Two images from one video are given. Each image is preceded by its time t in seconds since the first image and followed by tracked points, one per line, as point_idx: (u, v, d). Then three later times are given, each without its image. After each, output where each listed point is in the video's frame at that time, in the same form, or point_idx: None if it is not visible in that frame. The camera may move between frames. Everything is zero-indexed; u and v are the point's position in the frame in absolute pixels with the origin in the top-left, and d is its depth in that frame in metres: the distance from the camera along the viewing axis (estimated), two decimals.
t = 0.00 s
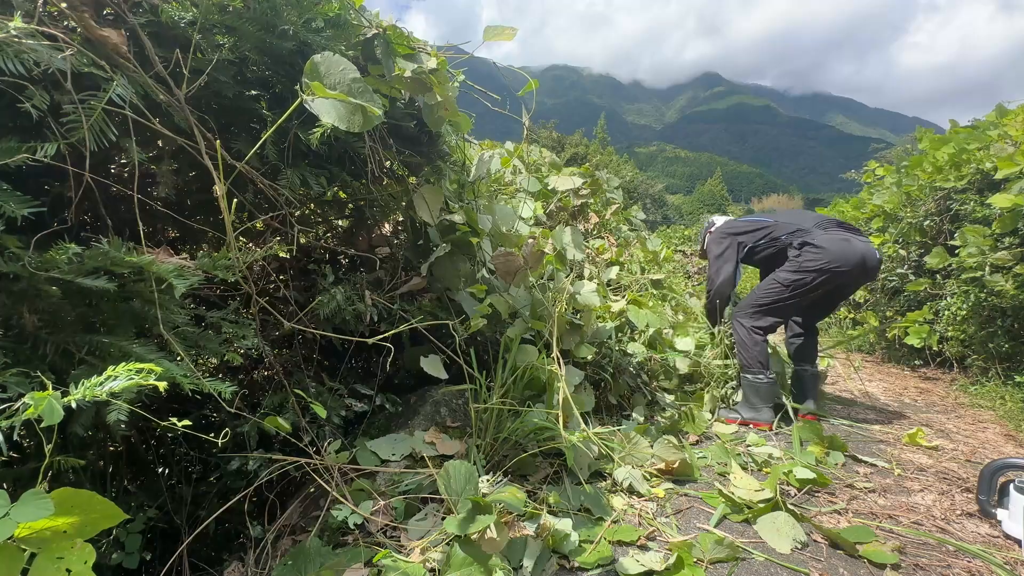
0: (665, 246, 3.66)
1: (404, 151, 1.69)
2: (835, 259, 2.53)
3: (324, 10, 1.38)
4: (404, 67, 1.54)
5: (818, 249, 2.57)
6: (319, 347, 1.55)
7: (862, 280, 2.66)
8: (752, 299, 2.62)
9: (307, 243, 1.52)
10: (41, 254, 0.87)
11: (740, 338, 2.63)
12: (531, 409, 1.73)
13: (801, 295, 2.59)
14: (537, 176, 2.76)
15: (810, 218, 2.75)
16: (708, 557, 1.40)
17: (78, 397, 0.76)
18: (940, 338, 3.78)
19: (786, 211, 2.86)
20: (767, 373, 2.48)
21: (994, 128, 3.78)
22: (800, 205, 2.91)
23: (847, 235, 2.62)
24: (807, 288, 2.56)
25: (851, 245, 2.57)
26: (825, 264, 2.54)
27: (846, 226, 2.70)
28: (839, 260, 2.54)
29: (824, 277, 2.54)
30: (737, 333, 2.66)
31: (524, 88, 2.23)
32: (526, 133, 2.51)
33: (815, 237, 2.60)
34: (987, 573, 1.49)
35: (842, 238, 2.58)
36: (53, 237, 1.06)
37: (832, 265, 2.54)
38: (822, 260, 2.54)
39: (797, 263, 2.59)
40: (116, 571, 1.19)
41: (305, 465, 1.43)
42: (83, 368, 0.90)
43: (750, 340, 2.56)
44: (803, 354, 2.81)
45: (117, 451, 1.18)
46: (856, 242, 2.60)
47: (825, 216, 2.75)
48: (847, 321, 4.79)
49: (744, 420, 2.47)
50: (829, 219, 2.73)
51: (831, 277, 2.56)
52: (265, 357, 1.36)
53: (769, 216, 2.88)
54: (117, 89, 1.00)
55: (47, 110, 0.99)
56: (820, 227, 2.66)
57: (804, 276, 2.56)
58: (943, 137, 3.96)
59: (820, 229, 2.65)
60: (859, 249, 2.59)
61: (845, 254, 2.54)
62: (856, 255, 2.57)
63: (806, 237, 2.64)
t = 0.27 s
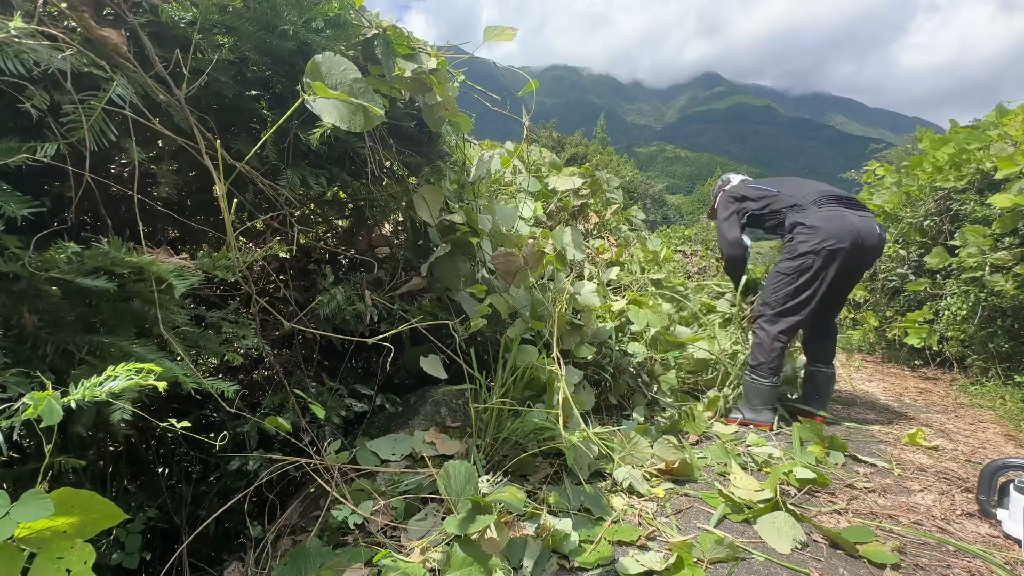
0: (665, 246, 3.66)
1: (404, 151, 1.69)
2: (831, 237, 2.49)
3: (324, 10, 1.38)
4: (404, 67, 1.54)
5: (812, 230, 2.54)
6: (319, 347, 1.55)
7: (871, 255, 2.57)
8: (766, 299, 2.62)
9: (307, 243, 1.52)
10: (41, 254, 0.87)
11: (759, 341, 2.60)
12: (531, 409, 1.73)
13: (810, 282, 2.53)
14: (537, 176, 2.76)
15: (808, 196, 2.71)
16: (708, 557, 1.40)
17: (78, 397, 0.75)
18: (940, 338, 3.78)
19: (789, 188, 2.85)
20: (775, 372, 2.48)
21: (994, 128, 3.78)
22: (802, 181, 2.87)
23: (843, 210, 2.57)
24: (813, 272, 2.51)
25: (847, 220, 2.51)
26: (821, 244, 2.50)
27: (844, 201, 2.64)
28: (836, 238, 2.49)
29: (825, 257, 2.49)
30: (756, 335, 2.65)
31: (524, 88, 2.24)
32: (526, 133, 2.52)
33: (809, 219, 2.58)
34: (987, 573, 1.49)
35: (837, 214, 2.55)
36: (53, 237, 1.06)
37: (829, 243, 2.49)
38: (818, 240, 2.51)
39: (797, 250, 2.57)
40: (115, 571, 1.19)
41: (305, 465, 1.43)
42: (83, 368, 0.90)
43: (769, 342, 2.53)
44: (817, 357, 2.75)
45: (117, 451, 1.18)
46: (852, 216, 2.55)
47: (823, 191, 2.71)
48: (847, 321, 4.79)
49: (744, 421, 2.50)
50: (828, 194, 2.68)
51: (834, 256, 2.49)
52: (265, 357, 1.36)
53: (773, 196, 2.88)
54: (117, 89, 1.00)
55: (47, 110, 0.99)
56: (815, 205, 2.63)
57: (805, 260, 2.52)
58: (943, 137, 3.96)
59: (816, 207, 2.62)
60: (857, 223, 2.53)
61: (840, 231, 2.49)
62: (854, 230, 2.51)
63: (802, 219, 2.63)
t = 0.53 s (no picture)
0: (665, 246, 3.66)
1: (404, 151, 1.69)
2: (824, 242, 2.46)
3: (324, 10, 1.38)
4: (404, 67, 1.54)
5: (806, 232, 2.51)
6: (319, 348, 1.55)
7: (868, 258, 2.53)
8: (762, 293, 2.64)
9: (307, 243, 1.52)
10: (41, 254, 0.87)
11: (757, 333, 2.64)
12: (531, 409, 1.73)
13: (802, 284, 2.53)
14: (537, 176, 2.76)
15: (812, 189, 2.61)
16: (708, 557, 1.40)
17: (78, 397, 0.75)
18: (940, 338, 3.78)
19: (799, 174, 2.70)
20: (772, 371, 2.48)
21: (994, 128, 3.78)
22: (814, 167, 2.72)
23: (843, 212, 2.51)
24: (805, 276, 2.51)
25: (844, 224, 2.47)
26: (814, 248, 2.48)
27: (848, 198, 2.55)
28: (829, 242, 2.46)
29: (817, 262, 2.48)
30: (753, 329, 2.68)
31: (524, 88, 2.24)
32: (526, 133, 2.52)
33: (804, 219, 2.53)
34: (987, 573, 1.49)
35: (834, 217, 2.49)
36: (53, 237, 1.06)
37: (822, 248, 2.47)
38: (810, 243, 2.49)
39: (790, 250, 2.55)
40: (115, 571, 1.19)
41: (306, 465, 1.43)
42: (83, 368, 0.90)
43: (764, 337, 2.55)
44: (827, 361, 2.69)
45: (117, 451, 1.18)
46: (851, 220, 2.49)
47: (829, 185, 2.61)
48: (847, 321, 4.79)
49: (745, 420, 2.50)
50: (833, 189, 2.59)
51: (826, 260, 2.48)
52: (265, 357, 1.36)
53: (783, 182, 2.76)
54: (117, 89, 1.00)
55: (46, 110, 0.99)
56: (814, 202, 2.56)
57: (797, 263, 2.51)
58: (943, 137, 3.96)
59: (816, 205, 2.55)
60: (854, 227, 2.48)
61: (834, 236, 2.46)
62: (850, 235, 2.47)
63: (798, 217, 2.58)
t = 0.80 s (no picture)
0: (665, 246, 3.66)
1: (404, 151, 1.69)
2: (800, 241, 2.52)
3: (324, 10, 1.38)
4: (404, 67, 1.54)
5: (786, 230, 2.57)
6: (319, 348, 1.55)
7: (850, 257, 2.54)
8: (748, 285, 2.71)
9: (307, 243, 1.52)
10: (40, 254, 0.87)
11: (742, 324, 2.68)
12: (531, 409, 1.73)
13: (782, 280, 2.59)
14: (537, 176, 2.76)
15: (799, 187, 2.63)
16: (708, 557, 1.40)
17: (78, 397, 0.75)
18: (940, 338, 3.78)
19: (794, 169, 2.71)
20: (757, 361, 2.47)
21: (994, 128, 3.78)
22: (811, 160, 2.70)
23: (825, 211, 2.53)
24: (783, 273, 2.57)
25: (823, 224, 2.50)
26: (790, 247, 2.54)
27: (835, 195, 2.55)
28: (805, 242, 2.52)
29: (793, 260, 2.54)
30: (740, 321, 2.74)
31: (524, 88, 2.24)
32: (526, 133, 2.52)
33: (784, 217, 2.59)
34: (987, 573, 1.49)
35: (813, 217, 2.52)
36: (53, 237, 1.06)
37: (799, 247, 2.53)
38: (786, 242, 2.55)
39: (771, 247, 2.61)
40: (115, 571, 1.19)
41: (306, 465, 1.43)
42: (83, 368, 0.90)
43: (745, 330, 2.60)
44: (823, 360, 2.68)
45: (117, 451, 1.18)
46: (831, 219, 2.51)
47: (819, 181, 2.60)
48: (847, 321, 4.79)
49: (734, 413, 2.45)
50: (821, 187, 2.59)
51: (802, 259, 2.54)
52: (265, 357, 1.36)
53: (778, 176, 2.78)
54: (117, 89, 1.00)
55: (46, 109, 0.99)
56: (797, 201, 2.60)
57: (776, 260, 2.58)
58: (943, 137, 3.97)
59: (799, 204, 2.58)
60: (833, 227, 2.50)
61: (811, 236, 2.50)
62: (828, 235, 2.50)
63: (780, 216, 2.62)
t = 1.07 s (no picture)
0: (665, 246, 3.66)
1: (404, 151, 1.69)
2: (780, 246, 2.51)
3: (324, 10, 1.38)
4: (404, 67, 1.54)
5: (765, 234, 2.55)
6: (318, 348, 1.55)
7: (824, 263, 2.56)
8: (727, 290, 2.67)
9: (307, 243, 1.52)
10: (40, 254, 0.87)
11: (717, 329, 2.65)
12: (531, 409, 1.73)
13: (761, 284, 2.55)
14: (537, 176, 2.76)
15: (779, 190, 2.61)
16: (708, 557, 1.40)
17: (78, 397, 0.75)
18: (940, 338, 3.78)
19: (774, 169, 2.68)
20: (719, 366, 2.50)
21: (994, 128, 3.78)
22: (791, 161, 2.68)
23: (802, 216, 2.53)
24: (763, 277, 2.53)
25: (801, 229, 2.50)
26: (771, 251, 2.52)
27: (811, 201, 2.57)
28: (784, 246, 2.50)
29: (773, 264, 2.51)
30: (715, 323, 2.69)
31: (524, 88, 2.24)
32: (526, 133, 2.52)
33: (764, 220, 2.56)
34: (987, 573, 1.49)
35: (794, 222, 2.51)
36: (53, 237, 1.06)
37: (779, 252, 2.51)
38: (767, 245, 2.53)
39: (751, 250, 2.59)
40: (115, 571, 1.19)
41: (306, 465, 1.43)
42: (83, 368, 0.90)
43: (720, 335, 2.56)
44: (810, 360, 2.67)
45: (117, 451, 1.18)
46: (808, 226, 2.52)
47: (798, 184, 2.60)
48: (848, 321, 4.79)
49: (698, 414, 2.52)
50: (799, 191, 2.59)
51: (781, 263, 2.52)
52: (264, 357, 1.36)
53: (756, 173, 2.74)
54: (118, 89, 1.00)
55: (46, 109, 0.99)
56: (777, 204, 2.59)
57: (755, 263, 2.54)
58: (943, 137, 3.96)
59: (779, 207, 2.57)
60: (810, 233, 2.51)
61: (791, 241, 2.50)
62: (806, 241, 2.50)
63: (762, 219, 2.59)
